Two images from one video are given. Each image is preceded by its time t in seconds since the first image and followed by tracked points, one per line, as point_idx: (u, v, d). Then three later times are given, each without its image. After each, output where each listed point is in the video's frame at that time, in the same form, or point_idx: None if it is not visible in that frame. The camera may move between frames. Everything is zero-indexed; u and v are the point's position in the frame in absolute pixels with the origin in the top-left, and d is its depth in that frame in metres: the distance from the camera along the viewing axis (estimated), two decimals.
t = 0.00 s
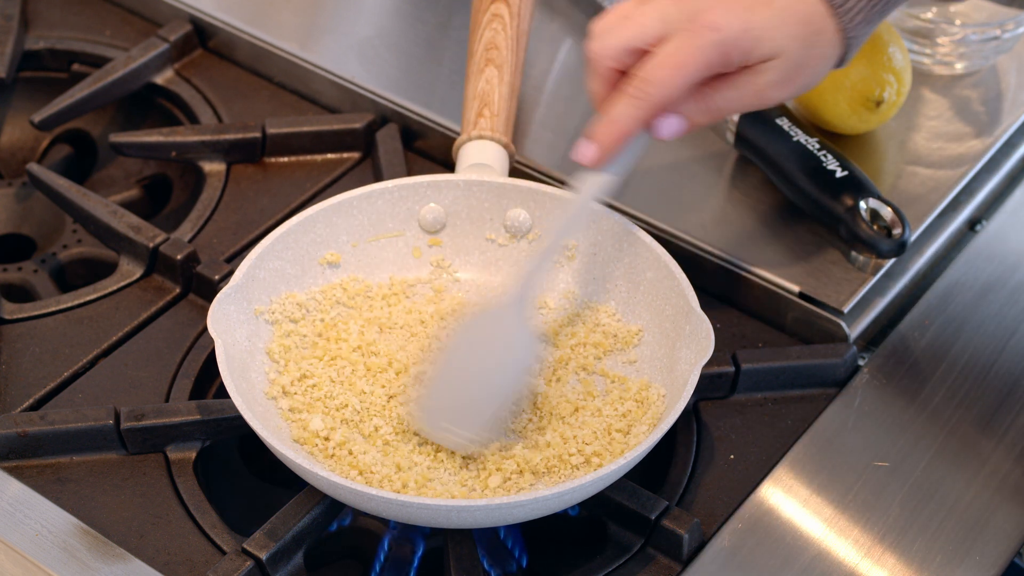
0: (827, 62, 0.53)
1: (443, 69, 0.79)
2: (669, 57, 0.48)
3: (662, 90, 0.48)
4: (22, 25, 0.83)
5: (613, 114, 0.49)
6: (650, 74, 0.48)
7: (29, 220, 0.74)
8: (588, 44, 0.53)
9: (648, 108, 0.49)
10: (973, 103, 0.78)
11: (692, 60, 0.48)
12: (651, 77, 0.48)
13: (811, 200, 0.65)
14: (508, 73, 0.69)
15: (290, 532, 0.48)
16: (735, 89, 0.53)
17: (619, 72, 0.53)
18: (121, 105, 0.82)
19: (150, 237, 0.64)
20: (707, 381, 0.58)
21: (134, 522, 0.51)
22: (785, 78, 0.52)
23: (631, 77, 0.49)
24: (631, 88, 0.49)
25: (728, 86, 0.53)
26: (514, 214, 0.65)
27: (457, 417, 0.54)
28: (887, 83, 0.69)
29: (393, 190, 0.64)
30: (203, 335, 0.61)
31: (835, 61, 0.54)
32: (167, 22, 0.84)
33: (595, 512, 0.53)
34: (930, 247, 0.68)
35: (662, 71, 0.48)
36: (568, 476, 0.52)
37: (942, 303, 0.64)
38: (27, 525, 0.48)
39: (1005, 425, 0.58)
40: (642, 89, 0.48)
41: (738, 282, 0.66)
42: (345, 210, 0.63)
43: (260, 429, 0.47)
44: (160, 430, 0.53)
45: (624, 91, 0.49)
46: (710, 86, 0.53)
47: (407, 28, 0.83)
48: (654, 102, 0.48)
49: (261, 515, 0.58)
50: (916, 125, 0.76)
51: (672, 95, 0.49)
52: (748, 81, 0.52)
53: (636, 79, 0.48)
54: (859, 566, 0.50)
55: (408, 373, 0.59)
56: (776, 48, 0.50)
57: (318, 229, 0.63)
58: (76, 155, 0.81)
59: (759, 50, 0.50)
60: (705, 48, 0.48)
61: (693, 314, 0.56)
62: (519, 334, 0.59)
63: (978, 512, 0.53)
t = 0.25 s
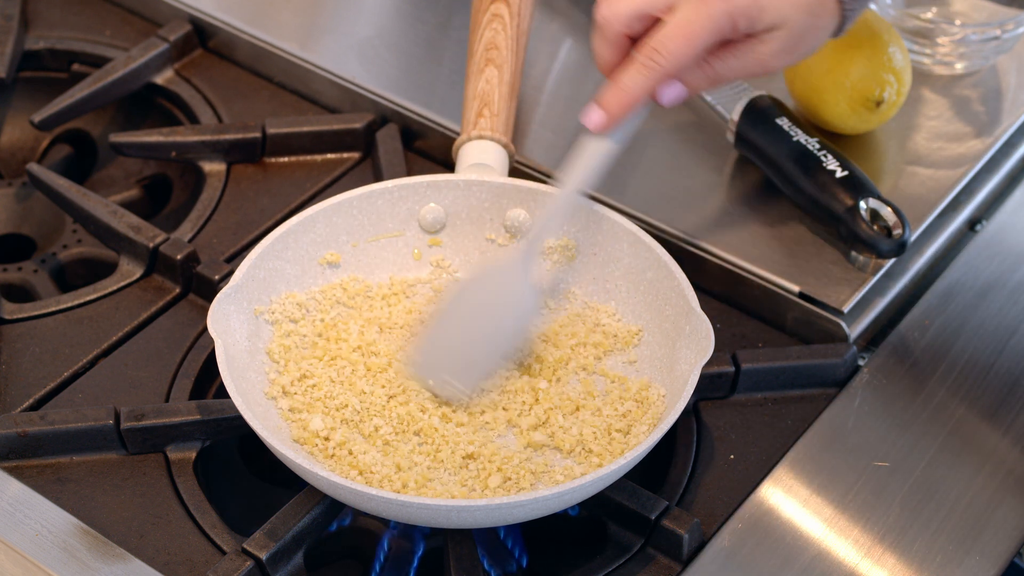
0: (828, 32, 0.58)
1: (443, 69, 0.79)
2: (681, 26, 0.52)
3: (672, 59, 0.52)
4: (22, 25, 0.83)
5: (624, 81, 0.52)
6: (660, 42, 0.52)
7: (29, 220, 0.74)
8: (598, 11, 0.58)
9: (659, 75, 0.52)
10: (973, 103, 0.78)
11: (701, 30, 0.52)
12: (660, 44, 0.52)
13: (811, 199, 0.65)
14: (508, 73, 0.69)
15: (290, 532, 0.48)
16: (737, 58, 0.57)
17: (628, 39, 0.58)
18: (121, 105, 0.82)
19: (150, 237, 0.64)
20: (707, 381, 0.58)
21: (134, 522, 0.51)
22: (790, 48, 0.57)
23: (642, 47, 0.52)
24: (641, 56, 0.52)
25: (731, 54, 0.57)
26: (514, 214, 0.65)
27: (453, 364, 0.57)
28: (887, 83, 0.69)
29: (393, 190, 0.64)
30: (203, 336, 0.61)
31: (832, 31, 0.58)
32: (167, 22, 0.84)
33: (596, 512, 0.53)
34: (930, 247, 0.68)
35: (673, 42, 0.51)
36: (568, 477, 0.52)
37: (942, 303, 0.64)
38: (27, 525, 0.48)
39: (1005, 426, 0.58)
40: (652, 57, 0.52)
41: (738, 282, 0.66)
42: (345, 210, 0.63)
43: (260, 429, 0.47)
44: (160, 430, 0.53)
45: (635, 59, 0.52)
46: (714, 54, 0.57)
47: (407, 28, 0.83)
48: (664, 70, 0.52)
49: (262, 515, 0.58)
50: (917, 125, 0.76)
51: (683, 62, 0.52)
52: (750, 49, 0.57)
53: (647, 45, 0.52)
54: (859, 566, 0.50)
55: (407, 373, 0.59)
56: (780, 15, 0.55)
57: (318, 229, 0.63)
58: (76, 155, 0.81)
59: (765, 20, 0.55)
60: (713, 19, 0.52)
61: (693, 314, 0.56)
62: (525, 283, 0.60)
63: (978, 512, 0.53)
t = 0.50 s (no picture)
0: (854, 15, 0.56)
1: (443, 69, 0.79)
2: (714, 21, 0.50)
3: (712, 55, 0.50)
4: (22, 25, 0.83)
5: (667, 89, 0.51)
6: (696, 43, 0.50)
7: (29, 220, 0.74)
8: (626, 25, 0.55)
9: (700, 75, 0.50)
10: (973, 103, 0.78)
11: (734, 21, 0.50)
12: (698, 44, 0.50)
13: (811, 199, 0.65)
14: (508, 73, 0.69)
15: (290, 532, 0.48)
16: (772, 45, 0.56)
17: (662, 47, 0.55)
18: (121, 105, 0.82)
19: (150, 237, 0.64)
20: (707, 381, 0.58)
21: (134, 522, 0.51)
22: (822, 29, 0.55)
23: (676, 51, 0.51)
24: (678, 59, 0.51)
25: (764, 44, 0.56)
26: (514, 214, 0.65)
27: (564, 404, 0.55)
28: (887, 83, 0.69)
29: (393, 190, 0.64)
30: (203, 335, 0.61)
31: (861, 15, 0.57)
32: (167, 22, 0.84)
33: (595, 512, 0.53)
34: (930, 247, 0.68)
35: (708, 38, 0.50)
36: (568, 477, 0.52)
37: (943, 303, 0.64)
38: (27, 525, 0.48)
39: (1005, 426, 0.58)
40: (689, 58, 0.50)
41: (738, 283, 0.66)
42: (345, 210, 0.63)
43: (260, 429, 0.47)
44: (160, 430, 0.53)
45: (672, 63, 0.51)
46: (749, 48, 0.56)
47: (407, 28, 0.83)
48: (703, 69, 0.51)
49: (262, 514, 0.58)
50: (917, 126, 0.76)
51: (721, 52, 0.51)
52: (783, 36, 0.55)
53: (682, 47, 0.51)
54: (860, 566, 0.50)
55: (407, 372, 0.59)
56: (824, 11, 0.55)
57: (318, 229, 0.63)
58: (76, 155, 0.81)
59: (793, 5, 0.53)
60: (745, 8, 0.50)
61: (693, 314, 0.56)
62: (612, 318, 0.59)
63: (978, 512, 0.53)
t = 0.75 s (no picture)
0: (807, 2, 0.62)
1: (443, 69, 0.79)
2: None
3: (659, 14, 0.55)
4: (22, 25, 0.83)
5: (611, 33, 0.56)
6: None
7: (29, 220, 0.74)
8: None
9: (643, 30, 0.56)
10: (973, 103, 0.78)
11: None
12: None
13: (811, 199, 0.65)
14: (508, 73, 0.69)
15: (290, 532, 0.48)
16: (727, 14, 0.60)
17: None
18: (122, 105, 0.82)
19: (150, 237, 0.64)
20: (707, 381, 0.58)
21: (134, 522, 0.51)
22: (775, 8, 0.61)
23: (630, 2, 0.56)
24: (628, 10, 0.56)
25: (719, 12, 0.60)
26: (515, 214, 0.65)
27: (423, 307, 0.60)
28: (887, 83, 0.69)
29: (394, 190, 0.64)
30: (203, 336, 0.61)
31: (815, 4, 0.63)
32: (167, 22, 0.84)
33: (596, 512, 0.53)
34: (930, 248, 0.68)
35: None
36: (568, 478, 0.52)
37: (943, 303, 0.64)
38: (26, 525, 0.48)
39: (1005, 426, 0.58)
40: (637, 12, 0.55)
41: (738, 283, 0.66)
42: (345, 210, 0.63)
43: (260, 429, 0.47)
44: (160, 430, 0.53)
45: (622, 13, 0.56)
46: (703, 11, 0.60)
47: (407, 28, 0.83)
48: (647, 24, 0.56)
49: (262, 514, 0.58)
50: (917, 126, 0.76)
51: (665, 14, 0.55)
52: (737, 7, 0.60)
53: None
54: (860, 566, 0.50)
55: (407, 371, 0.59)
56: None
57: (318, 229, 0.63)
58: (77, 155, 0.81)
59: None
60: None
61: (693, 314, 0.56)
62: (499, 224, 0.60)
63: (978, 512, 0.53)
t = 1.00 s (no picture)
0: None
1: (443, 69, 0.79)
2: None
3: None
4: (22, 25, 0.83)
5: (526, 9, 0.54)
6: None
7: (28, 220, 0.74)
8: None
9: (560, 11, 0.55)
10: (973, 103, 0.78)
11: None
12: None
13: (811, 199, 0.65)
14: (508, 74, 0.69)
15: (290, 532, 0.48)
16: None
17: None
18: (121, 105, 0.82)
19: (150, 237, 0.64)
20: (707, 381, 0.58)
21: (133, 522, 0.51)
22: None
23: None
24: None
25: None
26: (514, 214, 0.66)
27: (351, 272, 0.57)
28: (887, 83, 0.69)
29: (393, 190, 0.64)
30: (203, 335, 0.61)
31: None
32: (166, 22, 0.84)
33: (595, 512, 0.53)
34: (930, 247, 0.68)
35: None
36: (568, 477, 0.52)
37: (942, 303, 0.64)
38: (26, 525, 0.48)
39: (1004, 426, 0.58)
40: None
41: (737, 282, 0.66)
42: (345, 210, 0.64)
43: (260, 430, 0.47)
44: (159, 429, 0.53)
45: None
46: None
47: (406, 28, 0.83)
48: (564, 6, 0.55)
49: (261, 515, 0.57)
50: (916, 125, 0.76)
51: None
52: None
53: None
54: (859, 565, 0.50)
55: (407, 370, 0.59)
56: None
57: (317, 229, 0.63)
58: (76, 155, 0.81)
59: None
60: None
61: (693, 313, 0.56)
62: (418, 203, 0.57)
63: (977, 513, 0.53)
